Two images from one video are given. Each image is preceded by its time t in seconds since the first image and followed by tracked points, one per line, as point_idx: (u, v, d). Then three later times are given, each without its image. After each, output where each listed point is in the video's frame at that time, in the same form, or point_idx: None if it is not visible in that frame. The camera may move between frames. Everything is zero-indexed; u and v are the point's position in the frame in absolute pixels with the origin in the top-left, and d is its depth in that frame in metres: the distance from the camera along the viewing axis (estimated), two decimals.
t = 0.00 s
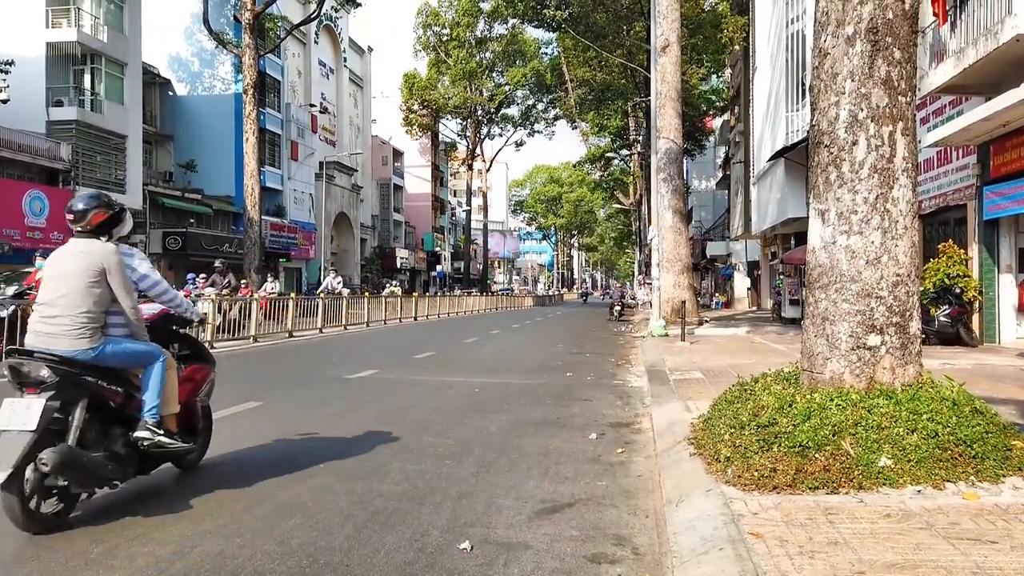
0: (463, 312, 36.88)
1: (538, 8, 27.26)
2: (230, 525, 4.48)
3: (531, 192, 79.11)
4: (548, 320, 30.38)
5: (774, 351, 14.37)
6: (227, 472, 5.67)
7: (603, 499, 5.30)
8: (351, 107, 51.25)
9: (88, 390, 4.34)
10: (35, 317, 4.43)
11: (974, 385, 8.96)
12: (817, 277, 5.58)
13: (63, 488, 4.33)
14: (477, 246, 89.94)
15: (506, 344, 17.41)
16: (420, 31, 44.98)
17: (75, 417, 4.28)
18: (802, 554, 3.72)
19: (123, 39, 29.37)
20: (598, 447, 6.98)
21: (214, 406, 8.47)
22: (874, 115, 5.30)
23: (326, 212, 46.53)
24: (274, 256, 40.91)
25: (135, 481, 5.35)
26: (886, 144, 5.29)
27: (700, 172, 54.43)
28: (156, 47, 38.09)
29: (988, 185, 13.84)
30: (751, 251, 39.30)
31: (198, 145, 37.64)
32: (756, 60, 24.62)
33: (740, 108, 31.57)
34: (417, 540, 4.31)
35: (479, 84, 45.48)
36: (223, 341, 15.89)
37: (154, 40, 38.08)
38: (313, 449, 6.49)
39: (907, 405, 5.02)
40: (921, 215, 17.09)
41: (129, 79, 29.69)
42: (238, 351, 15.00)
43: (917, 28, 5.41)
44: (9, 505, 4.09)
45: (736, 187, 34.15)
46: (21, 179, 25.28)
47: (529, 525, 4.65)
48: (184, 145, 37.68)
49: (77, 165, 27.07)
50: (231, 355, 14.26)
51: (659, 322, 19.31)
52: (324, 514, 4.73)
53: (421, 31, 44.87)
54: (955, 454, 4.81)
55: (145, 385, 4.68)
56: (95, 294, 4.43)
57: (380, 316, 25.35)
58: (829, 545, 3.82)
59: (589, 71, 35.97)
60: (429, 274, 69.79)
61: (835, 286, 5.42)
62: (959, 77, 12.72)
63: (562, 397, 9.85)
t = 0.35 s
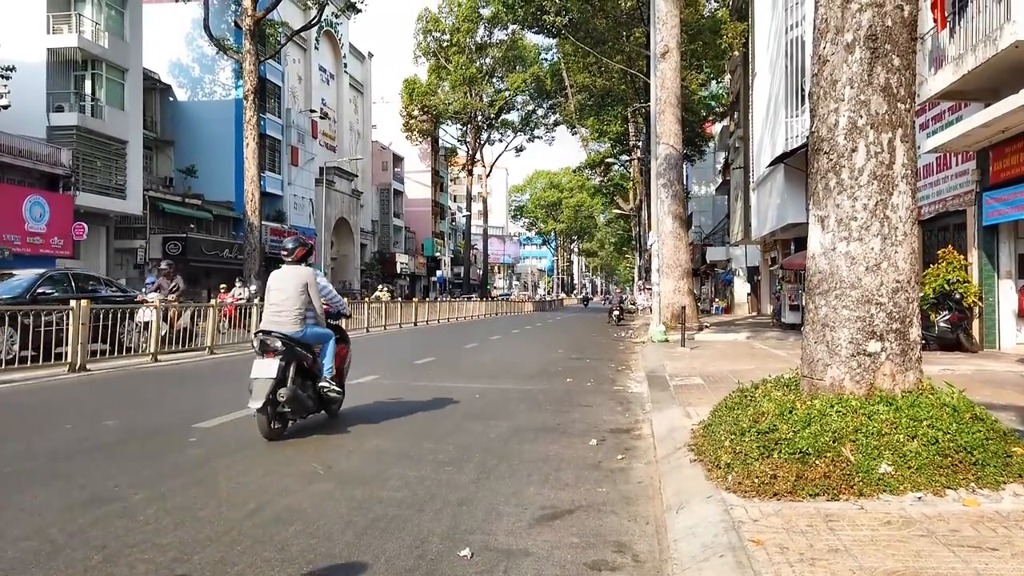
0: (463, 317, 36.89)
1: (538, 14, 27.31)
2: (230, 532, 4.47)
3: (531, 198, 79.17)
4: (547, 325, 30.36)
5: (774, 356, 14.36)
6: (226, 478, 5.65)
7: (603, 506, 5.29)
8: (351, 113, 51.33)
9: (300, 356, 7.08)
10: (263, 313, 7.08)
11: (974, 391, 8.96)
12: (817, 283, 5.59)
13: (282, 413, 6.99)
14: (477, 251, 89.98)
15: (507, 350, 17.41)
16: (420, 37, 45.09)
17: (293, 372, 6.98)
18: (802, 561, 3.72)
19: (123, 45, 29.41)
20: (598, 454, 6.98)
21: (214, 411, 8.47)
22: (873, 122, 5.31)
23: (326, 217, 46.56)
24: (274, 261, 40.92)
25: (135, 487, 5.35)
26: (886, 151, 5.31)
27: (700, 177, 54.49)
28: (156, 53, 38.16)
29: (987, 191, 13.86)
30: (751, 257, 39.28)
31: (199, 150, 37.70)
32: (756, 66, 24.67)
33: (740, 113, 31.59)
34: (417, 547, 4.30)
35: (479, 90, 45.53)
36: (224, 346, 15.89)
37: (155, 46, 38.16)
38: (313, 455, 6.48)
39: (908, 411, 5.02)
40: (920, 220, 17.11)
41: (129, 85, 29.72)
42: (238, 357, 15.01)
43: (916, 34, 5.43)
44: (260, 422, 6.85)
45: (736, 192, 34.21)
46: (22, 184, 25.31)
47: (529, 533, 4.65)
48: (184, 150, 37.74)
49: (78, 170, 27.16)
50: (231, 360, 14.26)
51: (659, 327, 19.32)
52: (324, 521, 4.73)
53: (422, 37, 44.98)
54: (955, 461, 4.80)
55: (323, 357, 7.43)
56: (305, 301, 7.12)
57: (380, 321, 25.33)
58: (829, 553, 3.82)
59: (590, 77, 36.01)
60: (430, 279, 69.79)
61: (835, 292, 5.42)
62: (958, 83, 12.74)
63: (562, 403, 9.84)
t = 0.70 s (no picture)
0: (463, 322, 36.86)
1: (538, 20, 27.37)
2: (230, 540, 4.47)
3: (531, 203, 79.18)
4: (547, 331, 30.33)
5: (774, 362, 14.35)
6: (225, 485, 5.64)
7: (603, 512, 5.28)
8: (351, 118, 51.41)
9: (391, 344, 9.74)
10: (364, 313, 9.69)
11: (975, 397, 8.94)
12: (817, 288, 5.58)
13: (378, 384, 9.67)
14: (477, 257, 89.97)
15: (506, 356, 17.39)
16: (420, 43, 45.21)
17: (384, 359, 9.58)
18: (805, 569, 3.70)
19: (124, 51, 29.45)
20: (599, 460, 6.97)
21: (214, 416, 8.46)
22: (872, 128, 5.32)
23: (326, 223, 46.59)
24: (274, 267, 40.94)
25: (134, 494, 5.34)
26: (886, 157, 5.32)
27: (700, 182, 54.55)
28: (156, 59, 38.22)
29: (986, 197, 13.88)
30: (751, 262, 39.23)
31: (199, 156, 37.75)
32: (755, 72, 24.70)
33: (739, 119, 31.58)
34: (419, 553, 4.30)
35: (479, 95, 45.58)
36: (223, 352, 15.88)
37: (155, 52, 38.23)
38: (312, 461, 6.46)
39: (909, 417, 5.02)
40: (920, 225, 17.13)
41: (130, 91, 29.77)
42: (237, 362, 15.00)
43: (916, 41, 5.44)
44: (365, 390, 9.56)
45: (736, 197, 34.19)
46: (22, 190, 25.32)
47: (529, 539, 4.64)
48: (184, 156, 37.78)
49: (78, 175, 27.22)
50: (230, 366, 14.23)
51: (659, 333, 19.31)
52: (324, 527, 4.73)
53: (422, 43, 45.10)
54: (957, 467, 4.79)
55: (405, 346, 10.03)
56: (392, 307, 9.62)
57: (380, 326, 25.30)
58: (831, 559, 3.81)
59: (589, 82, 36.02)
60: (429, 285, 69.75)
61: (834, 298, 5.43)
62: (957, 89, 12.77)
63: (562, 408, 9.82)
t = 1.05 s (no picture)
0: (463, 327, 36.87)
1: (539, 25, 27.48)
2: (229, 544, 4.45)
3: (531, 209, 79.28)
4: (546, 336, 30.29)
5: (775, 367, 14.35)
6: (225, 490, 5.64)
7: (604, 518, 5.28)
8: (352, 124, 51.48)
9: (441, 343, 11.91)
10: (420, 318, 11.91)
11: (975, 403, 8.94)
12: (817, 294, 5.59)
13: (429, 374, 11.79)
14: (477, 262, 90.00)
15: (507, 361, 17.40)
16: (421, 49, 45.34)
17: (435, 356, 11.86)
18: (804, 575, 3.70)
19: (126, 57, 29.54)
20: (598, 465, 6.97)
21: (215, 422, 8.46)
22: (873, 133, 5.32)
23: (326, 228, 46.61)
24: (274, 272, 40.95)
25: (133, 499, 5.33)
26: (886, 162, 5.32)
27: (700, 188, 54.69)
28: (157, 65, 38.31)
29: (986, 203, 13.90)
30: (751, 267, 39.23)
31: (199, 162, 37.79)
32: (755, 78, 24.74)
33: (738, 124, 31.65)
34: (419, 559, 4.29)
35: (480, 101, 45.65)
36: (223, 357, 15.88)
37: (156, 57, 38.32)
38: (313, 467, 6.46)
39: (909, 423, 5.01)
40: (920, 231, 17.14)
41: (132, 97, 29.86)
42: (237, 368, 14.99)
43: (916, 47, 5.45)
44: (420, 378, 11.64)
45: (736, 202, 34.22)
46: (22, 195, 25.34)
47: (530, 545, 4.63)
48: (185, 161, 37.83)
49: (79, 181, 27.27)
50: (231, 371, 14.22)
51: (660, 338, 19.32)
52: (325, 532, 4.72)
53: (422, 49, 45.23)
54: (958, 473, 4.79)
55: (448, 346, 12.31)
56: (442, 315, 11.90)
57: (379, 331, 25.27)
58: (832, 565, 3.80)
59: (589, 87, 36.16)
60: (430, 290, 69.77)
61: (835, 303, 5.43)
62: (955, 95, 12.82)
63: (562, 414, 9.83)
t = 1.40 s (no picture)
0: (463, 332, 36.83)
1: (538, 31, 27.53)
2: (229, 549, 4.45)
3: (531, 214, 79.31)
4: (546, 341, 30.22)
5: (776, 372, 14.32)
6: (225, 495, 5.63)
7: (603, 522, 5.27)
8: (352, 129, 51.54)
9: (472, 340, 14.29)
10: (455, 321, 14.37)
11: (976, 408, 8.92)
12: (817, 298, 5.59)
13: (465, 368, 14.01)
14: (477, 267, 89.95)
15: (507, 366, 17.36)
16: (421, 54, 45.42)
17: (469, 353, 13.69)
18: None
19: (126, 62, 29.59)
20: (599, 470, 6.96)
21: (215, 427, 8.44)
22: (872, 137, 5.33)
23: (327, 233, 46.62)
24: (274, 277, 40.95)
25: (133, 504, 5.33)
26: (885, 166, 5.32)
27: (700, 193, 54.79)
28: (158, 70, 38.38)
29: (985, 207, 13.92)
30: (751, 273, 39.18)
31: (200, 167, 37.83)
32: (755, 83, 24.74)
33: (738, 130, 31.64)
34: (418, 564, 4.28)
35: (480, 106, 45.70)
36: (224, 362, 15.87)
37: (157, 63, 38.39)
38: (312, 471, 6.45)
39: (910, 427, 4.99)
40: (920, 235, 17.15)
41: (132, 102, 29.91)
42: (238, 373, 14.98)
43: (915, 52, 5.46)
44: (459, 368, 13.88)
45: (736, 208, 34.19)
46: (22, 201, 25.33)
47: (529, 550, 4.62)
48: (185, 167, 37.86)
49: (80, 186, 27.29)
50: (231, 376, 14.20)
51: (660, 343, 19.30)
52: (324, 537, 4.71)
53: (422, 54, 45.32)
54: (958, 477, 4.78)
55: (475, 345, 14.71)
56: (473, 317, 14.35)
57: (380, 337, 25.23)
58: (832, 570, 3.79)
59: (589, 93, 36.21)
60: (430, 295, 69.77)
61: (835, 308, 5.43)
62: (955, 100, 12.84)
63: (563, 418, 9.83)
